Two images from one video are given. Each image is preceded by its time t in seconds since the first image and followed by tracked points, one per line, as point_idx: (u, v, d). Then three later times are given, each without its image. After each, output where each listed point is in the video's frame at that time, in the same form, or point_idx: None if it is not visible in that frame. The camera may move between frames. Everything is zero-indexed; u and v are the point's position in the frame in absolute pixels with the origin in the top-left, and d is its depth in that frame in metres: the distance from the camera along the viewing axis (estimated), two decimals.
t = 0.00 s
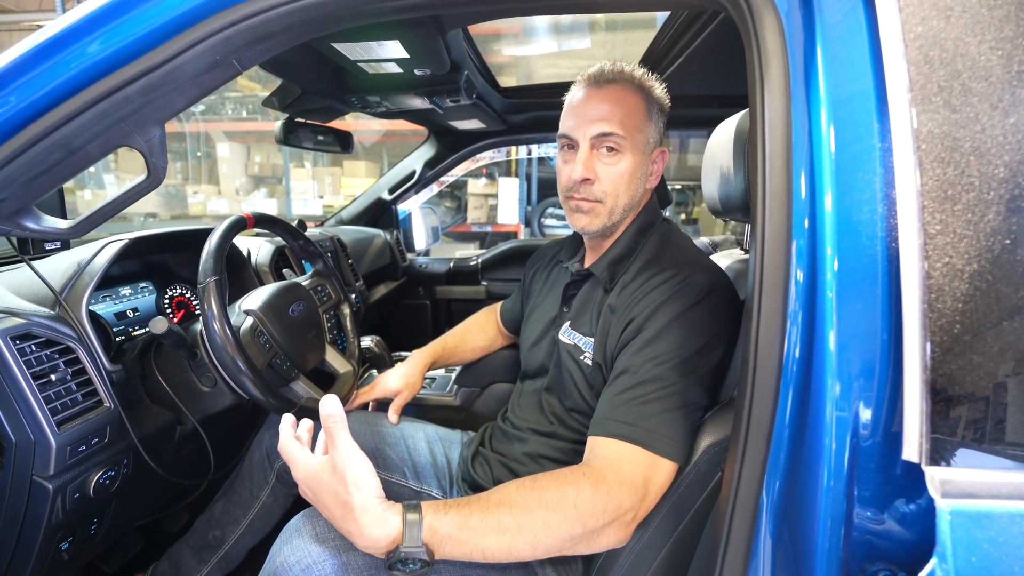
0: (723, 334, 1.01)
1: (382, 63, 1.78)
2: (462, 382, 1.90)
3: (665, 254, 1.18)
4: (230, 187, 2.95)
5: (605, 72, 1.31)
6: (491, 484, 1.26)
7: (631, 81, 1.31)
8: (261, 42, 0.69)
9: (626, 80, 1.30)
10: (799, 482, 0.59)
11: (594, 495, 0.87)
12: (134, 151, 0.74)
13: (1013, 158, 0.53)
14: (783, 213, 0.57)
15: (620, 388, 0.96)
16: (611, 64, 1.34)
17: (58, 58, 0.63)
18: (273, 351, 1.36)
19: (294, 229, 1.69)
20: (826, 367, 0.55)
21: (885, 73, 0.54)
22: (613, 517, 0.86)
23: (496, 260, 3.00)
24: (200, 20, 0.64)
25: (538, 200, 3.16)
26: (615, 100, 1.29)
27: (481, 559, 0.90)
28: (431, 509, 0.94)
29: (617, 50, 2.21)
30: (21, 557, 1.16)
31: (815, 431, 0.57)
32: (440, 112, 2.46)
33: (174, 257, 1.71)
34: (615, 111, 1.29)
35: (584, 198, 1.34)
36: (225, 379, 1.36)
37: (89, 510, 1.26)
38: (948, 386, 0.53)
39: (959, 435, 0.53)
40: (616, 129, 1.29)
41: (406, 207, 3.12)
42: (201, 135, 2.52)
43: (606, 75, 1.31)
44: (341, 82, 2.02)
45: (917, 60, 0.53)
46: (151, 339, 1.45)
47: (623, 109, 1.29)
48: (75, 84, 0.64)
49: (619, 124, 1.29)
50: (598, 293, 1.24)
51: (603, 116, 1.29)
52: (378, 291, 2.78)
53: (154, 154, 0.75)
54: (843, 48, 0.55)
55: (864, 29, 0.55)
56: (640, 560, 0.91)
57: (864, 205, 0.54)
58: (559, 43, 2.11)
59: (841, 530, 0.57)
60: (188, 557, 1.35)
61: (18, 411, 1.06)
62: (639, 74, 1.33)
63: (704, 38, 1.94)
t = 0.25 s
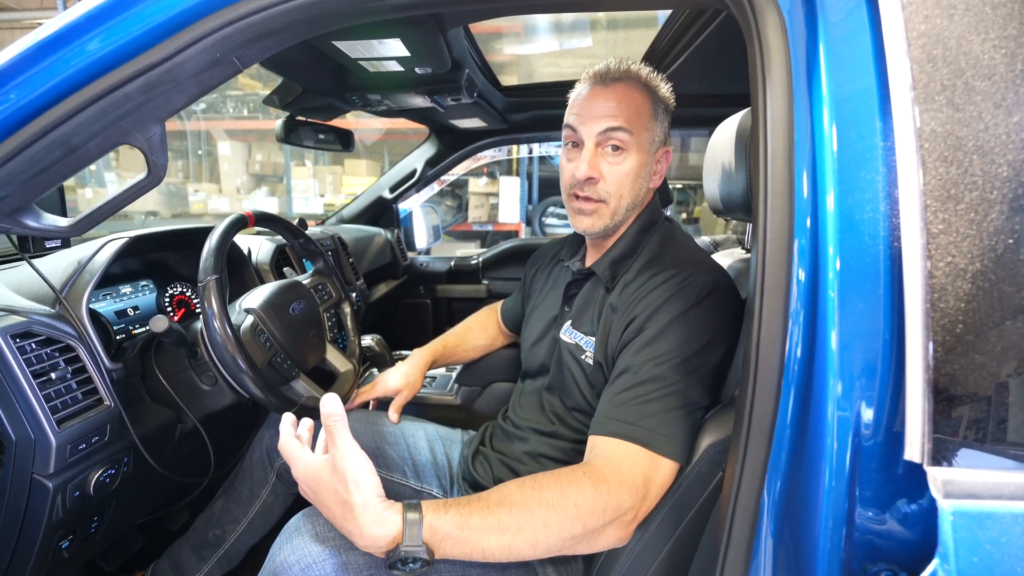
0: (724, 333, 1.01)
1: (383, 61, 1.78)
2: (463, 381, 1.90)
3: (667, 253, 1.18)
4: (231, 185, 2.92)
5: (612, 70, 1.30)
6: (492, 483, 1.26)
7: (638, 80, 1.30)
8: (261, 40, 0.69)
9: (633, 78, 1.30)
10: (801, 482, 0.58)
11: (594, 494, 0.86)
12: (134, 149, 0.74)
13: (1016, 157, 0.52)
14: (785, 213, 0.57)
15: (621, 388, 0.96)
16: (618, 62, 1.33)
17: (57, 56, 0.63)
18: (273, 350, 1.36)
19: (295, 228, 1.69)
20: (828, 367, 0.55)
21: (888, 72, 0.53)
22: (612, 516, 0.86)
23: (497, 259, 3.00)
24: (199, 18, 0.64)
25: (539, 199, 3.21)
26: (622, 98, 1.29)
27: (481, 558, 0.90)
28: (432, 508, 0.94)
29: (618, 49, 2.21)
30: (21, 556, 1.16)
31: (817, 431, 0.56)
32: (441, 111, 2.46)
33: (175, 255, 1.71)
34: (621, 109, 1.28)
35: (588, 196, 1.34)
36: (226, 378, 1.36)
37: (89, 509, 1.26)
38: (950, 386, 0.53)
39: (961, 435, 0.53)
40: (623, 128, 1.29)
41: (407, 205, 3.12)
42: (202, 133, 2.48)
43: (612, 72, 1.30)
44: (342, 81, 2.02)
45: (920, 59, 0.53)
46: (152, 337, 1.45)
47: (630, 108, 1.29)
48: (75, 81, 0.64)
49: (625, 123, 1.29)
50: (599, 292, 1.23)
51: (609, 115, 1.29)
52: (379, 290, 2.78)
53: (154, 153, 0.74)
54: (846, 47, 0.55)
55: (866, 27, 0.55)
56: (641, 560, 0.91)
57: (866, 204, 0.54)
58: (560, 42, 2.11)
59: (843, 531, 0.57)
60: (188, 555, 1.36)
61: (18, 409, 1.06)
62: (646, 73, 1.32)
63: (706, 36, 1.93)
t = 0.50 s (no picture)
0: (725, 332, 1.01)
1: (384, 60, 1.78)
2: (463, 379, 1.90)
3: (668, 252, 1.18)
4: (232, 184, 2.85)
5: (615, 69, 1.30)
6: (492, 482, 1.26)
7: (641, 79, 1.30)
8: (262, 38, 0.69)
9: (636, 78, 1.30)
10: (801, 481, 0.58)
11: (594, 493, 0.86)
12: (135, 147, 0.73)
13: (1018, 156, 0.52)
14: (786, 212, 0.57)
15: (621, 387, 0.96)
16: (621, 61, 1.33)
17: (58, 53, 0.63)
18: (273, 348, 1.36)
19: (295, 226, 1.69)
20: (829, 366, 0.55)
21: (889, 70, 0.53)
22: (612, 515, 0.86)
23: (497, 258, 3.00)
24: (200, 16, 0.64)
25: (540, 198, 3.21)
26: (625, 98, 1.28)
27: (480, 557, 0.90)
28: (431, 506, 0.94)
29: (620, 48, 2.21)
30: (21, 553, 1.16)
31: (817, 430, 0.56)
32: (442, 109, 2.45)
33: (175, 254, 1.71)
34: (625, 109, 1.28)
35: (591, 196, 1.34)
36: (226, 376, 1.36)
37: (89, 507, 1.26)
38: (951, 385, 0.53)
39: (961, 434, 0.53)
40: (626, 128, 1.29)
41: (408, 204, 3.11)
42: (203, 131, 2.48)
43: (616, 71, 1.30)
44: (342, 79, 2.01)
45: (922, 57, 0.53)
46: (153, 336, 1.46)
47: (634, 108, 1.28)
48: (76, 79, 0.64)
49: (628, 123, 1.29)
50: (600, 291, 1.23)
51: (613, 114, 1.29)
52: (380, 288, 2.78)
53: (155, 151, 0.74)
54: (847, 46, 0.55)
55: (868, 26, 0.54)
56: (640, 559, 0.91)
57: (867, 203, 0.54)
58: (562, 41, 2.11)
59: (843, 530, 0.57)
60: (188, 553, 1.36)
61: (17, 407, 1.06)
62: (649, 72, 1.32)
63: (707, 35, 1.93)
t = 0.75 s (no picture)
0: (725, 332, 1.01)
1: (384, 59, 1.78)
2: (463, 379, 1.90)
3: (668, 252, 1.18)
4: (232, 183, 2.87)
5: (619, 67, 1.30)
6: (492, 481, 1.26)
7: (645, 79, 1.30)
8: (261, 36, 0.69)
9: (640, 76, 1.30)
10: (801, 481, 0.58)
11: (593, 493, 0.86)
12: (134, 146, 0.74)
13: (1019, 155, 0.52)
14: (786, 211, 0.57)
15: (621, 386, 0.96)
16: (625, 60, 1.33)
17: (57, 52, 0.63)
18: (273, 348, 1.36)
19: (295, 225, 1.69)
20: (829, 366, 0.55)
21: (890, 70, 0.53)
22: (612, 515, 0.86)
23: (497, 257, 3.00)
24: (200, 15, 0.64)
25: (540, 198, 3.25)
26: (628, 96, 1.28)
27: (479, 556, 0.90)
28: (431, 506, 0.94)
29: (620, 47, 2.21)
30: (21, 552, 1.16)
31: (817, 430, 0.56)
32: (442, 108, 2.45)
33: (175, 253, 1.71)
34: (627, 107, 1.28)
35: (592, 193, 1.34)
36: (226, 375, 1.36)
37: (89, 506, 1.26)
38: (952, 385, 0.53)
39: (962, 434, 0.53)
40: (628, 125, 1.29)
41: (408, 203, 3.11)
42: (202, 130, 2.47)
43: (620, 69, 1.30)
44: (342, 78, 2.01)
45: (922, 56, 0.53)
46: (153, 334, 1.46)
47: (636, 106, 1.28)
48: (76, 78, 0.64)
49: (631, 121, 1.29)
50: (600, 290, 1.23)
51: (615, 112, 1.29)
52: (380, 288, 2.79)
53: (154, 150, 0.74)
54: (848, 44, 0.55)
55: (869, 25, 0.54)
56: (640, 558, 0.91)
57: (867, 202, 0.54)
58: (562, 40, 2.11)
59: (843, 530, 0.57)
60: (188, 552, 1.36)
61: (17, 406, 1.06)
62: (652, 71, 1.32)
63: (708, 34, 1.93)
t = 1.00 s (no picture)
0: (725, 332, 1.01)
1: (385, 58, 1.78)
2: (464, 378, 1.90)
3: (668, 252, 1.18)
4: (233, 182, 2.90)
5: (615, 67, 1.30)
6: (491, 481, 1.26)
7: (641, 79, 1.30)
8: (262, 36, 0.69)
9: (635, 76, 1.30)
10: (801, 481, 0.58)
11: (593, 493, 0.86)
12: (134, 145, 0.74)
13: (1020, 157, 0.52)
14: (787, 212, 0.57)
15: (620, 386, 0.96)
16: (621, 60, 1.33)
17: (58, 51, 0.63)
18: (273, 347, 1.36)
19: (296, 225, 1.69)
20: (829, 367, 0.55)
21: (890, 70, 0.53)
22: (612, 515, 0.86)
23: (497, 257, 3.00)
24: (200, 15, 0.64)
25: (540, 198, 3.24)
26: (623, 95, 1.28)
27: (479, 556, 0.90)
28: (431, 505, 0.94)
29: (621, 47, 2.21)
30: (21, 551, 1.16)
31: (817, 430, 0.56)
32: (443, 108, 2.45)
33: (176, 252, 1.71)
34: (622, 106, 1.28)
35: (586, 193, 1.34)
36: (226, 375, 1.37)
37: (89, 505, 1.27)
38: (952, 386, 0.53)
39: (962, 436, 0.53)
40: (623, 124, 1.29)
41: (408, 203, 3.11)
42: (203, 130, 2.48)
43: (616, 69, 1.30)
44: (342, 78, 2.01)
45: (923, 57, 0.53)
46: (154, 334, 1.46)
47: (631, 105, 1.28)
48: (77, 78, 0.64)
49: (625, 120, 1.28)
50: (600, 290, 1.23)
51: (610, 111, 1.29)
52: (380, 287, 2.79)
53: (155, 149, 0.74)
54: (849, 45, 0.55)
55: (870, 26, 0.54)
56: (640, 559, 0.91)
57: (868, 203, 0.54)
58: (562, 40, 2.11)
59: (843, 531, 0.57)
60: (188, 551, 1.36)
61: (17, 404, 1.06)
62: (649, 71, 1.32)
63: (708, 35, 1.93)
